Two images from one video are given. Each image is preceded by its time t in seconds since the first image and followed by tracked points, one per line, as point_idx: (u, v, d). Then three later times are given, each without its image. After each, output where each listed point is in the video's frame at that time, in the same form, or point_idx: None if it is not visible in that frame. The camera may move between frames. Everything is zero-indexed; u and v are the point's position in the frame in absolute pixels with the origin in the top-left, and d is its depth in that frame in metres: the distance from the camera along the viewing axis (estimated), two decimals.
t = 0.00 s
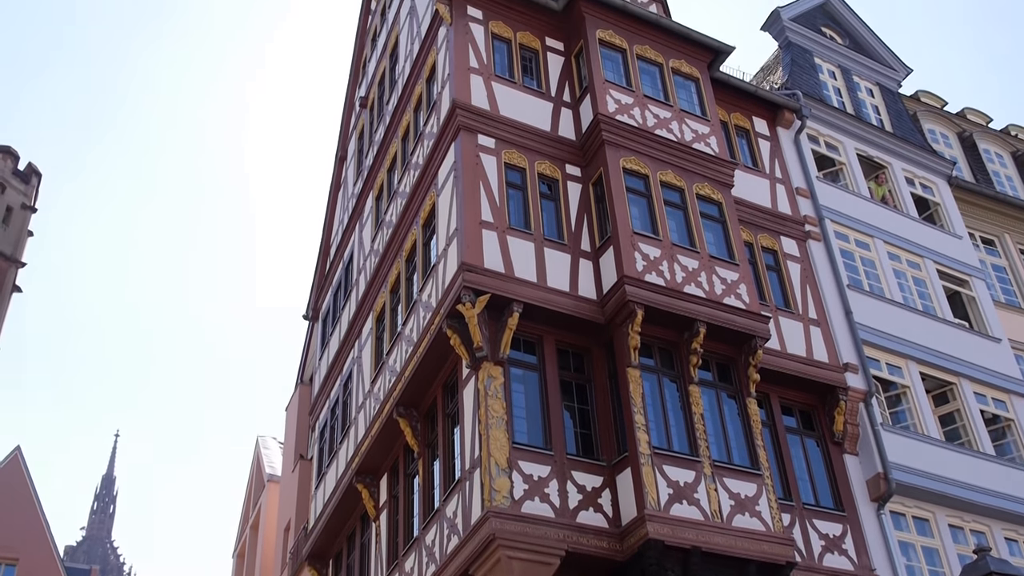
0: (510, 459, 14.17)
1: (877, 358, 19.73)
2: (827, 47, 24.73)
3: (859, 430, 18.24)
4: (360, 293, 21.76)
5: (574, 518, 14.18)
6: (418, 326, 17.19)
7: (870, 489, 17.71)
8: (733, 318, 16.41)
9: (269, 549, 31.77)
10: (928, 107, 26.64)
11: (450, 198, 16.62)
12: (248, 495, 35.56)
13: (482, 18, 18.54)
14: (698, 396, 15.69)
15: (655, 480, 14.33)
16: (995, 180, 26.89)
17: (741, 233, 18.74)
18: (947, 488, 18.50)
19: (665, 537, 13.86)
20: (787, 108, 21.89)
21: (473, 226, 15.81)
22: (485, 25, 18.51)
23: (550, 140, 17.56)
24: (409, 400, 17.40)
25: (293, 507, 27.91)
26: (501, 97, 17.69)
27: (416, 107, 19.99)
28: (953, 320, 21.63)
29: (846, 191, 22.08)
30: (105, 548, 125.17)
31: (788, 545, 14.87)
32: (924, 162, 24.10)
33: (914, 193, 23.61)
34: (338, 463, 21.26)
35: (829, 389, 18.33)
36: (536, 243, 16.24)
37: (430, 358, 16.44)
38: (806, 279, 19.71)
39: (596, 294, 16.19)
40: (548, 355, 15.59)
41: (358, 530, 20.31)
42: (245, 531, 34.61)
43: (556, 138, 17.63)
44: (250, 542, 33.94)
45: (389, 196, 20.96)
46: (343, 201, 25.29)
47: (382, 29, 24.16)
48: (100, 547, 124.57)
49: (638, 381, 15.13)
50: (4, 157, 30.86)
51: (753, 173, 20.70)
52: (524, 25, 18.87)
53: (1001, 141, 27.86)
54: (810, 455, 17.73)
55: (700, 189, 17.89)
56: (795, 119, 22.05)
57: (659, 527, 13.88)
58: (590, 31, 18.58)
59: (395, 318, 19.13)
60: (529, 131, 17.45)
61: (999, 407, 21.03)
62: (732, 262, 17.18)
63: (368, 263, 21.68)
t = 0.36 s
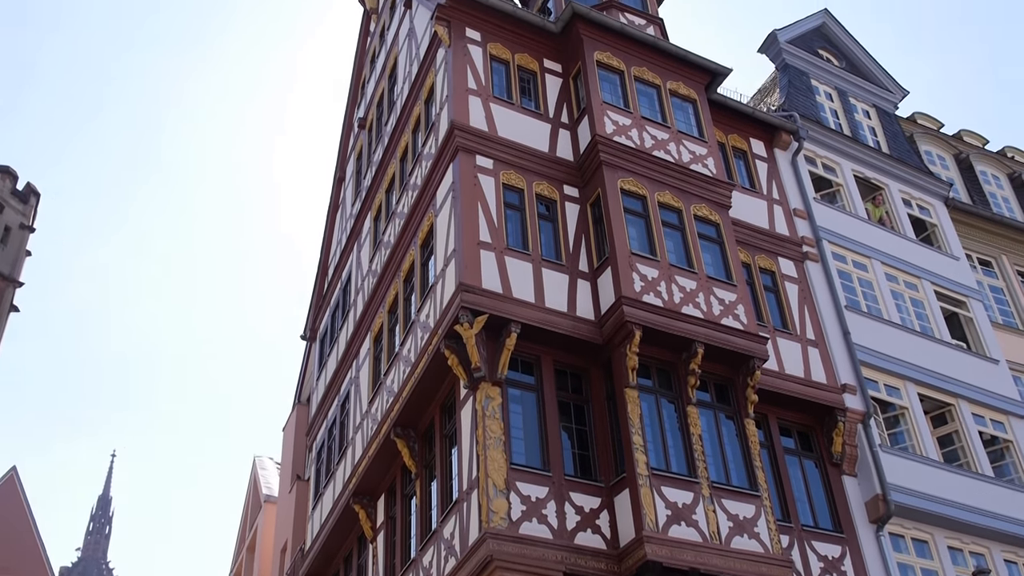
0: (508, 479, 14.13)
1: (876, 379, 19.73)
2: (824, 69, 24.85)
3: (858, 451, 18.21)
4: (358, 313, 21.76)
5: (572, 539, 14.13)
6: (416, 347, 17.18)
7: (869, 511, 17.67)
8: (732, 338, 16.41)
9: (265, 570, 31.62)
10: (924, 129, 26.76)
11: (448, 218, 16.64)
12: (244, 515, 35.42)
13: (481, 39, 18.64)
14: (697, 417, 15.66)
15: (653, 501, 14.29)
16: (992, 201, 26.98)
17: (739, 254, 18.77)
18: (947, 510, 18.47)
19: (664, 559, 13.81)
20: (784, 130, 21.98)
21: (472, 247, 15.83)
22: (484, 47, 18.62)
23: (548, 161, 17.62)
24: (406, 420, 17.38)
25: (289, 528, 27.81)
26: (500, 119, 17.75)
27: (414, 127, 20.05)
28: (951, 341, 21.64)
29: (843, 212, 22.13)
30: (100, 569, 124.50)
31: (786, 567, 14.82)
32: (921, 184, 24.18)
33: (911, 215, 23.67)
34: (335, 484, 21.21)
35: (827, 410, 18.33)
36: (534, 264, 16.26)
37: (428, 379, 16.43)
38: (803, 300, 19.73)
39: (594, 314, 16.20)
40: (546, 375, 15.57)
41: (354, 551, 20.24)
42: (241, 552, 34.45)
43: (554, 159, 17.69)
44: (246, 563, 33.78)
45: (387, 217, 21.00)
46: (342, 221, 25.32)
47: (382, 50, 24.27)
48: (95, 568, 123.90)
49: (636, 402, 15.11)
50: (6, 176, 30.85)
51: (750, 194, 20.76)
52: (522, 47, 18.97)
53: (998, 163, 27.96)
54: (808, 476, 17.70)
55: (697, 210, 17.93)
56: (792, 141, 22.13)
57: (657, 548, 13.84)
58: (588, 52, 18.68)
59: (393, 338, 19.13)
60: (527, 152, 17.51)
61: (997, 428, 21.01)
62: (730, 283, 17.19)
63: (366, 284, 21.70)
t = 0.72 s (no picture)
0: (507, 506, 14.06)
1: (876, 406, 19.69)
2: (823, 96, 24.96)
3: (859, 478, 18.15)
4: (358, 339, 21.75)
5: (573, 567, 14.04)
6: (416, 373, 17.15)
7: (871, 538, 17.60)
8: (732, 365, 16.38)
9: None
10: (923, 156, 26.84)
11: (448, 245, 16.65)
12: (243, 542, 35.25)
13: (482, 66, 18.74)
14: (697, 444, 15.62)
15: (654, 528, 14.21)
16: (991, 228, 27.02)
17: (739, 280, 18.79)
18: (949, 538, 18.39)
19: None
20: (784, 156, 22.05)
21: (472, 273, 15.84)
22: (485, 74, 18.70)
23: (548, 187, 17.67)
24: (406, 447, 17.33)
25: (288, 555, 27.65)
26: (500, 145, 17.81)
27: (415, 154, 20.12)
28: (952, 367, 21.60)
29: (843, 238, 22.16)
30: None
31: None
32: (920, 210, 24.22)
33: (910, 241, 23.70)
34: (334, 511, 21.12)
35: (828, 437, 18.28)
36: (535, 290, 16.27)
37: (428, 405, 16.40)
38: (803, 326, 19.72)
39: (594, 340, 16.19)
40: (546, 402, 15.54)
41: None
42: None
43: (554, 186, 17.74)
44: None
45: (388, 242, 21.03)
46: (342, 247, 25.36)
47: (382, 78, 24.40)
48: None
49: (637, 428, 15.07)
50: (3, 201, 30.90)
51: (750, 221, 20.80)
52: (522, 74, 19.07)
53: (997, 190, 28.03)
54: (809, 503, 17.62)
55: (697, 237, 17.96)
56: (792, 168, 22.20)
57: None
58: (588, 80, 18.78)
59: (393, 363, 19.10)
60: (527, 178, 17.56)
61: (999, 455, 20.92)
62: (730, 309, 17.19)
63: (366, 309, 21.71)
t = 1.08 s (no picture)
0: (507, 531, 13.99)
1: (877, 430, 19.64)
2: (821, 121, 25.06)
3: (860, 503, 18.09)
4: (357, 363, 21.72)
5: None
6: (415, 397, 17.12)
7: (873, 564, 17.59)
8: (732, 389, 16.35)
9: None
10: (922, 180, 26.91)
11: (448, 269, 16.67)
12: (242, 568, 35.06)
13: (481, 92, 18.83)
14: (698, 469, 15.57)
15: (655, 553, 14.15)
16: (990, 252, 27.05)
17: (738, 304, 18.81)
18: (951, 562, 18.35)
19: None
20: (783, 181, 22.12)
21: (471, 297, 15.84)
22: (485, 99, 18.79)
23: (548, 212, 17.71)
24: (405, 472, 17.26)
25: None
26: (500, 170, 17.86)
27: (415, 179, 20.17)
28: (952, 391, 21.56)
29: (842, 262, 22.19)
30: None
31: None
32: (919, 234, 24.27)
33: (910, 265, 23.73)
34: (333, 536, 21.03)
35: (830, 462, 18.23)
36: (534, 314, 16.27)
37: (427, 430, 16.35)
38: (804, 350, 19.71)
39: (594, 364, 16.18)
40: (546, 426, 15.51)
41: None
42: None
43: (553, 210, 17.78)
44: None
45: (387, 267, 21.06)
46: (342, 272, 25.39)
47: (382, 103, 24.49)
48: None
49: (637, 453, 15.02)
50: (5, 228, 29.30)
51: (749, 245, 20.83)
52: (522, 99, 19.16)
53: (995, 214, 28.09)
54: (811, 528, 17.55)
55: (697, 261, 17.98)
56: (790, 192, 22.26)
57: None
58: (587, 105, 18.86)
59: (393, 388, 19.07)
60: (527, 203, 17.60)
61: (1001, 479, 20.84)
62: (730, 333, 17.19)
63: (366, 334, 21.70)
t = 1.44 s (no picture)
0: (511, 555, 13.92)
1: (882, 452, 19.57)
2: (823, 143, 25.10)
3: (866, 526, 18.01)
4: (360, 387, 21.70)
5: None
6: (418, 421, 17.08)
7: None
8: (736, 411, 16.31)
9: None
10: (924, 202, 26.94)
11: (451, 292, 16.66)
12: None
13: (484, 115, 18.88)
14: (702, 491, 15.52)
15: None
16: (993, 273, 27.04)
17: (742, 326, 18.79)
18: None
19: None
20: (785, 203, 22.14)
21: (474, 320, 15.84)
22: (487, 122, 18.84)
23: (551, 234, 17.73)
24: (409, 496, 17.19)
25: None
26: (503, 193, 17.90)
27: (418, 202, 20.20)
28: (957, 413, 21.49)
29: (846, 284, 22.18)
30: None
31: None
32: (922, 256, 24.26)
33: (913, 287, 23.71)
34: (336, 561, 20.95)
35: (835, 484, 18.16)
36: (537, 337, 16.25)
37: (431, 453, 16.31)
38: (807, 372, 19.66)
39: (597, 387, 16.14)
40: (550, 449, 15.46)
41: None
42: None
43: (556, 233, 17.79)
44: None
45: (390, 291, 21.06)
46: (345, 295, 25.40)
47: (385, 127, 24.56)
48: None
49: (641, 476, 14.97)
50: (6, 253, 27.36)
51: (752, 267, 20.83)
52: (524, 122, 19.21)
53: (998, 235, 28.09)
54: (816, 552, 17.47)
55: (700, 283, 17.98)
56: (793, 214, 22.27)
57: None
58: (589, 128, 18.91)
59: (396, 412, 19.04)
60: (529, 226, 17.62)
61: (1007, 501, 20.72)
62: (733, 355, 17.16)
63: (369, 357, 21.68)
